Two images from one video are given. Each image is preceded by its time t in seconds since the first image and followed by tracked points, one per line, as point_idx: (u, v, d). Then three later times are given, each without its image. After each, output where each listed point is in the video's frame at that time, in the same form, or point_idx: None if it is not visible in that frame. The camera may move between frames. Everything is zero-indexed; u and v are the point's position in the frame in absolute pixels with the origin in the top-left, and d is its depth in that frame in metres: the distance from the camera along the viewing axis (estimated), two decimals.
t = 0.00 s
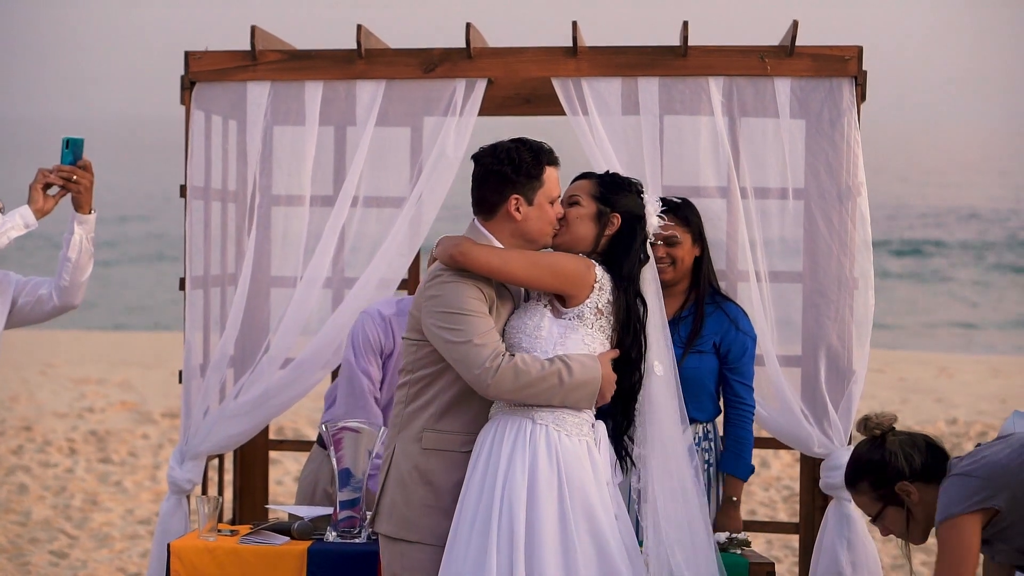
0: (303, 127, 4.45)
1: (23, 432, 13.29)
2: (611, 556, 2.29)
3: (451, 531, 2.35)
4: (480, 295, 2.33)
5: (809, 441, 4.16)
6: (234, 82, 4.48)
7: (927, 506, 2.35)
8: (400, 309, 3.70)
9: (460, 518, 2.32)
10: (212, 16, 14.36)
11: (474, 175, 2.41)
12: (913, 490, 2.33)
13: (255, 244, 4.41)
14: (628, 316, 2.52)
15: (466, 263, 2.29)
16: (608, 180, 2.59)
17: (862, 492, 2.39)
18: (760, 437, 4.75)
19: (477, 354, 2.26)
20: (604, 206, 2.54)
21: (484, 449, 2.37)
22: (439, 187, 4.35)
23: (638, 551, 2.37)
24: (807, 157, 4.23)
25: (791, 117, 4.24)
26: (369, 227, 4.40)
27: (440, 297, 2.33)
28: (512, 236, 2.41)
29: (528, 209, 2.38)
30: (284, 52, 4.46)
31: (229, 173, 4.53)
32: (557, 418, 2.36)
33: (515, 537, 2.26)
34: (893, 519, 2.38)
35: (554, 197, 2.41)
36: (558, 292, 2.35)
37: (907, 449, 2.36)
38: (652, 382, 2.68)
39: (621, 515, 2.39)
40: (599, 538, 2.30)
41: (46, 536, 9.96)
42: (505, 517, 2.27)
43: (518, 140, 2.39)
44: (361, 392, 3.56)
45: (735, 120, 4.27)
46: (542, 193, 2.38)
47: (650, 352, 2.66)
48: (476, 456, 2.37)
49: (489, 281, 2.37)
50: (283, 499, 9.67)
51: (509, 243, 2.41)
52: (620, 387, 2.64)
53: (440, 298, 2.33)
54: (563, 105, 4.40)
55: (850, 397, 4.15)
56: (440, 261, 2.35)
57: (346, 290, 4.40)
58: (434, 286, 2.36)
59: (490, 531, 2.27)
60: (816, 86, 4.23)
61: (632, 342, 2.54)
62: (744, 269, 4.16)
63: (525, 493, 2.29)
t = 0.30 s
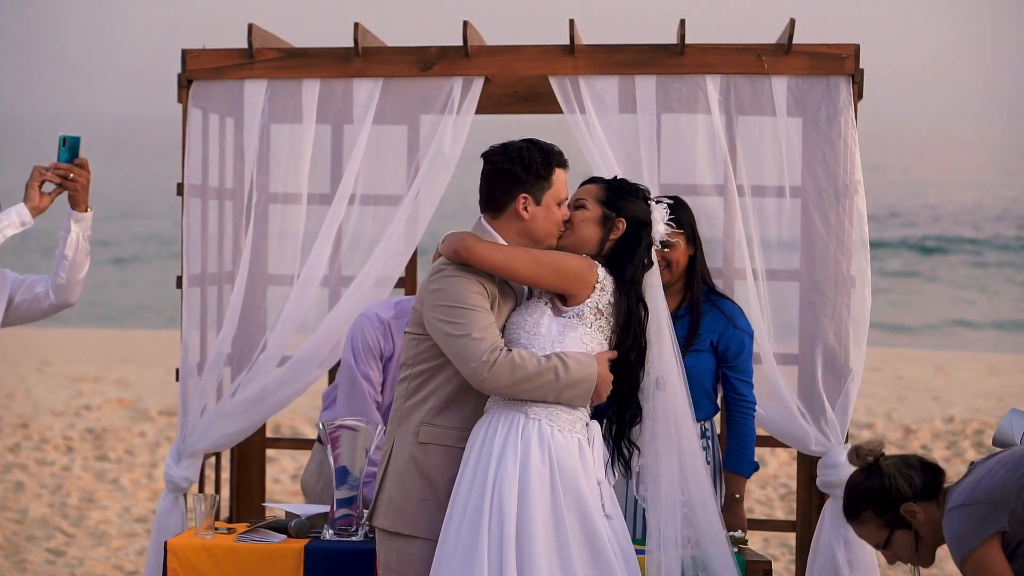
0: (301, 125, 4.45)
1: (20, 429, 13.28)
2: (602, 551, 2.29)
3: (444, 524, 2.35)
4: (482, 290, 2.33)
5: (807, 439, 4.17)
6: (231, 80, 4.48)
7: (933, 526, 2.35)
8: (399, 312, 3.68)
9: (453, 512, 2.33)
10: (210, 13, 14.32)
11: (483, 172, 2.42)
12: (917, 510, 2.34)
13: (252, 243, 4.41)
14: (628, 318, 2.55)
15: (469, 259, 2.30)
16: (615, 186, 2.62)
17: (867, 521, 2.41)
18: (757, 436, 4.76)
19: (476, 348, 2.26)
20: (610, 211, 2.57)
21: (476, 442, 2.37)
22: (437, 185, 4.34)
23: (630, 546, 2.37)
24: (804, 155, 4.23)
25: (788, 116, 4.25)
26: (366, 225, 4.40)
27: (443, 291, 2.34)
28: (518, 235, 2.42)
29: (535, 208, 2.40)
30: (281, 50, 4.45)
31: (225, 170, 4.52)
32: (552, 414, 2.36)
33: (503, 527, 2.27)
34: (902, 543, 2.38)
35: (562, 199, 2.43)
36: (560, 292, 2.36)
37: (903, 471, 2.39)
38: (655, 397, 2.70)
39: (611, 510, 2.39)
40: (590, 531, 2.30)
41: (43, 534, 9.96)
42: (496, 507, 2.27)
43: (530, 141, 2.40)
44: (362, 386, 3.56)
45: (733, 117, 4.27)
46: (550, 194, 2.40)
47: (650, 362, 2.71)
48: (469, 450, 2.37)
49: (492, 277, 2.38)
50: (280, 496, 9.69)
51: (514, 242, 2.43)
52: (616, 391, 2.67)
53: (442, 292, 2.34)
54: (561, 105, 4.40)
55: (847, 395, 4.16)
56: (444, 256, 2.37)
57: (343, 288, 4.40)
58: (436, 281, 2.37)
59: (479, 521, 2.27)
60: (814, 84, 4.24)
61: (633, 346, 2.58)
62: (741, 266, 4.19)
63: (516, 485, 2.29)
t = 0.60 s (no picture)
0: (298, 123, 4.44)
1: (17, 428, 13.27)
2: (604, 548, 2.30)
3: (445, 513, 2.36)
4: (495, 286, 2.35)
5: (804, 436, 4.17)
6: (229, 79, 4.47)
7: (941, 542, 2.37)
8: (395, 311, 3.65)
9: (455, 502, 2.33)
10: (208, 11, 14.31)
11: (501, 170, 2.43)
12: (924, 529, 2.36)
13: (250, 241, 4.41)
14: (639, 327, 2.57)
15: (486, 254, 2.31)
16: (628, 197, 2.64)
17: (875, 544, 2.43)
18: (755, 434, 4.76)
19: (486, 340, 2.28)
20: (623, 222, 2.57)
21: (484, 430, 2.39)
22: (434, 184, 4.35)
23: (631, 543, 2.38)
24: (802, 153, 4.24)
25: (785, 114, 4.25)
26: (364, 223, 4.40)
27: (455, 285, 2.35)
28: (532, 236, 2.43)
29: (551, 210, 2.41)
30: (279, 48, 4.45)
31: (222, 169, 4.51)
32: (559, 409, 2.38)
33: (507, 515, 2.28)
34: (913, 561, 2.41)
35: (577, 203, 2.45)
36: (572, 293, 2.38)
37: (906, 489, 2.40)
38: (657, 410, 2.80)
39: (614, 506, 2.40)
40: (592, 527, 2.31)
41: (40, 532, 9.95)
42: (501, 494, 2.29)
43: (551, 142, 2.42)
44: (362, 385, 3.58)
45: (730, 116, 4.27)
46: (567, 197, 2.41)
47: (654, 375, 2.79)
48: (474, 440, 2.39)
49: (504, 272, 2.39)
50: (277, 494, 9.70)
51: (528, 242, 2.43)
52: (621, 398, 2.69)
53: (455, 285, 2.34)
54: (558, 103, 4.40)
55: (845, 393, 4.17)
56: (459, 251, 2.37)
57: (341, 286, 4.40)
58: (449, 275, 2.37)
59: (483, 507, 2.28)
60: (811, 82, 4.24)
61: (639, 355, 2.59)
62: (739, 266, 4.18)
63: (522, 475, 2.31)
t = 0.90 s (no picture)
0: (296, 126, 4.44)
1: (17, 430, 13.30)
2: (604, 550, 2.31)
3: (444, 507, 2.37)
4: (509, 290, 2.37)
5: (803, 440, 4.18)
6: (229, 81, 4.48)
7: (967, 551, 2.30)
8: (395, 315, 3.67)
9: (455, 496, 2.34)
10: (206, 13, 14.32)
11: (521, 178, 2.45)
12: (951, 536, 2.29)
13: (249, 243, 4.41)
14: (646, 352, 2.70)
15: (504, 259, 2.33)
16: (639, 218, 2.72)
17: (903, 551, 2.33)
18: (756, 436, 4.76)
19: (500, 340, 2.31)
20: (634, 241, 2.64)
21: (489, 425, 2.42)
22: (433, 186, 4.35)
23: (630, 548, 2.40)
24: (801, 156, 4.24)
25: (784, 117, 4.25)
26: (364, 225, 4.39)
27: (470, 285, 2.37)
28: (547, 245, 2.46)
29: (569, 222, 2.44)
30: (278, 51, 4.46)
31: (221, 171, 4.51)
32: (567, 412, 2.41)
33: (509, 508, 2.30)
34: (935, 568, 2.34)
35: (593, 218, 2.49)
36: (585, 303, 2.42)
37: (933, 495, 2.33)
38: (667, 432, 2.88)
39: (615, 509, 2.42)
40: (593, 528, 2.33)
41: (40, 534, 9.95)
42: (504, 488, 2.31)
43: (573, 156, 2.46)
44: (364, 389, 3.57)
45: (729, 119, 4.27)
46: (585, 211, 2.45)
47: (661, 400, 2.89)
48: (480, 437, 2.41)
49: (519, 278, 2.42)
50: (277, 497, 9.70)
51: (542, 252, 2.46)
52: (627, 418, 2.92)
53: (470, 286, 2.37)
54: (557, 105, 4.41)
55: (844, 395, 4.17)
56: (477, 252, 2.40)
57: (341, 289, 4.40)
58: (463, 275, 2.40)
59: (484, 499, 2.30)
60: (810, 85, 4.24)
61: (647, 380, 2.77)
62: (738, 268, 4.18)
63: (527, 470, 2.34)
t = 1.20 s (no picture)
0: (298, 127, 4.44)
1: (18, 431, 13.32)
2: (608, 550, 2.30)
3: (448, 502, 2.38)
4: (523, 291, 2.39)
5: (804, 441, 4.18)
6: (230, 82, 4.48)
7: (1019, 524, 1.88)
8: (402, 318, 3.67)
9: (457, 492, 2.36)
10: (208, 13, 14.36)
11: (540, 185, 2.46)
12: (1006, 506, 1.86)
13: (249, 245, 4.41)
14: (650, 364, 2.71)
15: (520, 260, 2.35)
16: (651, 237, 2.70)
17: (960, 522, 1.83)
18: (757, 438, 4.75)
19: (511, 337, 2.33)
20: (646, 258, 2.62)
21: (495, 423, 2.43)
22: (434, 187, 4.35)
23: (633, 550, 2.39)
24: (802, 158, 4.24)
25: (785, 119, 4.25)
26: (365, 227, 4.39)
27: (484, 283, 2.39)
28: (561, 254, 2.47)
29: (585, 232, 2.45)
30: (279, 53, 4.46)
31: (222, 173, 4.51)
32: (573, 413, 2.42)
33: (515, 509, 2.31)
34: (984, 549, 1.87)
35: (608, 231, 2.50)
36: (597, 310, 2.42)
37: (985, 455, 1.88)
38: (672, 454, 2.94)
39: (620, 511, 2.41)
40: (599, 529, 2.33)
41: (40, 536, 9.94)
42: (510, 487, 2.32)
43: (592, 167, 2.47)
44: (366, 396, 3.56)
45: (730, 120, 4.27)
46: (602, 222, 2.46)
47: (666, 420, 2.93)
48: (487, 434, 2.42)
49: (531, 279, 2.44)
50: (278, 499, 9.70)
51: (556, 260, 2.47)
52: (632, 433, 2.89)
53: (484, 285, 2.39)
54: (558, 107, 4.41)
55: (845, 398, 4.17)
56: (494, 253, 2.41)
57: (341, 291, 4.41)
58: (477, 274, 2.41)
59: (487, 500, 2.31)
60: (811, 88, 4.24)
61: (654, 395, 2.80)
62: (738, 270, 4.18)
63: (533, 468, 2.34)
